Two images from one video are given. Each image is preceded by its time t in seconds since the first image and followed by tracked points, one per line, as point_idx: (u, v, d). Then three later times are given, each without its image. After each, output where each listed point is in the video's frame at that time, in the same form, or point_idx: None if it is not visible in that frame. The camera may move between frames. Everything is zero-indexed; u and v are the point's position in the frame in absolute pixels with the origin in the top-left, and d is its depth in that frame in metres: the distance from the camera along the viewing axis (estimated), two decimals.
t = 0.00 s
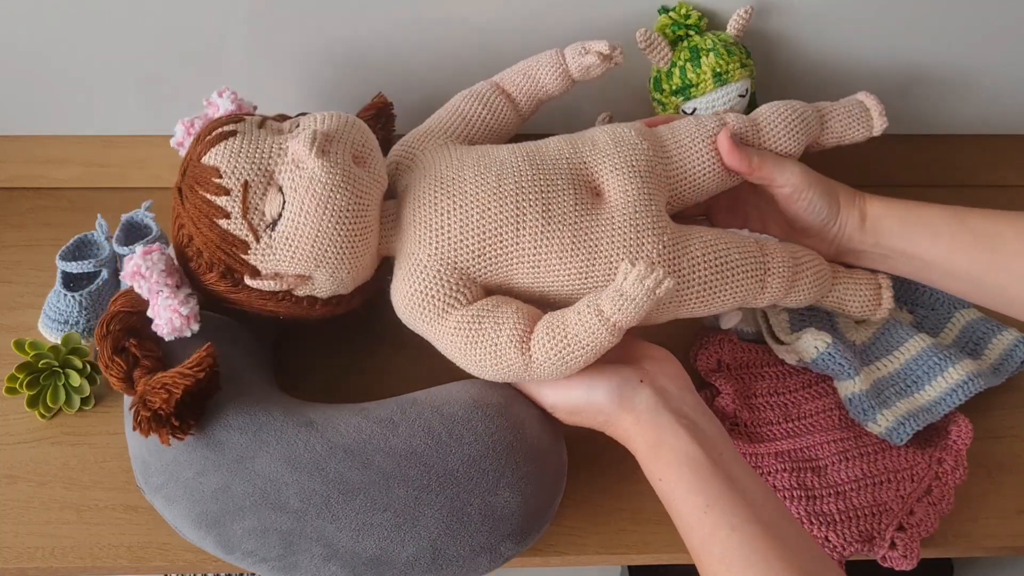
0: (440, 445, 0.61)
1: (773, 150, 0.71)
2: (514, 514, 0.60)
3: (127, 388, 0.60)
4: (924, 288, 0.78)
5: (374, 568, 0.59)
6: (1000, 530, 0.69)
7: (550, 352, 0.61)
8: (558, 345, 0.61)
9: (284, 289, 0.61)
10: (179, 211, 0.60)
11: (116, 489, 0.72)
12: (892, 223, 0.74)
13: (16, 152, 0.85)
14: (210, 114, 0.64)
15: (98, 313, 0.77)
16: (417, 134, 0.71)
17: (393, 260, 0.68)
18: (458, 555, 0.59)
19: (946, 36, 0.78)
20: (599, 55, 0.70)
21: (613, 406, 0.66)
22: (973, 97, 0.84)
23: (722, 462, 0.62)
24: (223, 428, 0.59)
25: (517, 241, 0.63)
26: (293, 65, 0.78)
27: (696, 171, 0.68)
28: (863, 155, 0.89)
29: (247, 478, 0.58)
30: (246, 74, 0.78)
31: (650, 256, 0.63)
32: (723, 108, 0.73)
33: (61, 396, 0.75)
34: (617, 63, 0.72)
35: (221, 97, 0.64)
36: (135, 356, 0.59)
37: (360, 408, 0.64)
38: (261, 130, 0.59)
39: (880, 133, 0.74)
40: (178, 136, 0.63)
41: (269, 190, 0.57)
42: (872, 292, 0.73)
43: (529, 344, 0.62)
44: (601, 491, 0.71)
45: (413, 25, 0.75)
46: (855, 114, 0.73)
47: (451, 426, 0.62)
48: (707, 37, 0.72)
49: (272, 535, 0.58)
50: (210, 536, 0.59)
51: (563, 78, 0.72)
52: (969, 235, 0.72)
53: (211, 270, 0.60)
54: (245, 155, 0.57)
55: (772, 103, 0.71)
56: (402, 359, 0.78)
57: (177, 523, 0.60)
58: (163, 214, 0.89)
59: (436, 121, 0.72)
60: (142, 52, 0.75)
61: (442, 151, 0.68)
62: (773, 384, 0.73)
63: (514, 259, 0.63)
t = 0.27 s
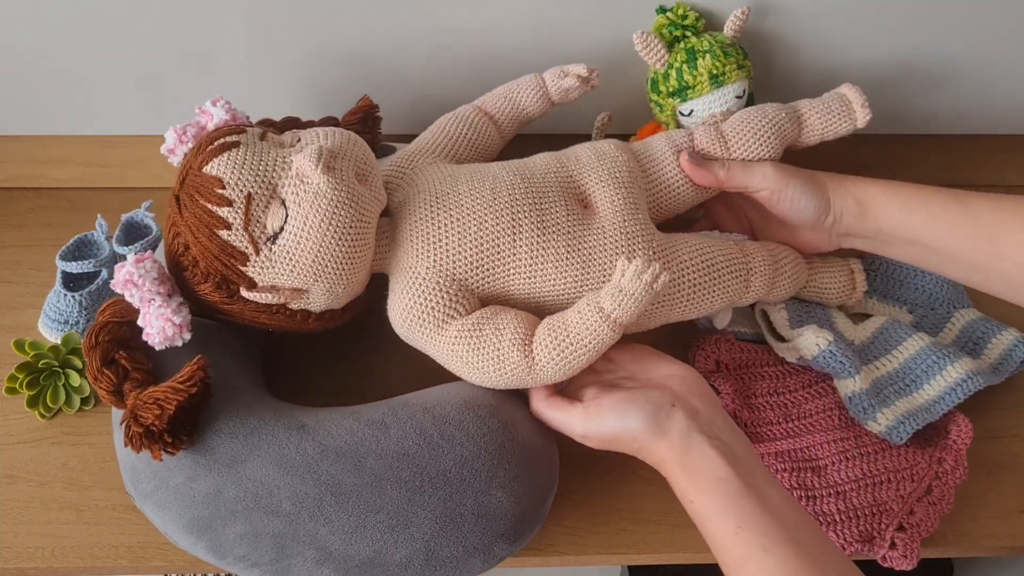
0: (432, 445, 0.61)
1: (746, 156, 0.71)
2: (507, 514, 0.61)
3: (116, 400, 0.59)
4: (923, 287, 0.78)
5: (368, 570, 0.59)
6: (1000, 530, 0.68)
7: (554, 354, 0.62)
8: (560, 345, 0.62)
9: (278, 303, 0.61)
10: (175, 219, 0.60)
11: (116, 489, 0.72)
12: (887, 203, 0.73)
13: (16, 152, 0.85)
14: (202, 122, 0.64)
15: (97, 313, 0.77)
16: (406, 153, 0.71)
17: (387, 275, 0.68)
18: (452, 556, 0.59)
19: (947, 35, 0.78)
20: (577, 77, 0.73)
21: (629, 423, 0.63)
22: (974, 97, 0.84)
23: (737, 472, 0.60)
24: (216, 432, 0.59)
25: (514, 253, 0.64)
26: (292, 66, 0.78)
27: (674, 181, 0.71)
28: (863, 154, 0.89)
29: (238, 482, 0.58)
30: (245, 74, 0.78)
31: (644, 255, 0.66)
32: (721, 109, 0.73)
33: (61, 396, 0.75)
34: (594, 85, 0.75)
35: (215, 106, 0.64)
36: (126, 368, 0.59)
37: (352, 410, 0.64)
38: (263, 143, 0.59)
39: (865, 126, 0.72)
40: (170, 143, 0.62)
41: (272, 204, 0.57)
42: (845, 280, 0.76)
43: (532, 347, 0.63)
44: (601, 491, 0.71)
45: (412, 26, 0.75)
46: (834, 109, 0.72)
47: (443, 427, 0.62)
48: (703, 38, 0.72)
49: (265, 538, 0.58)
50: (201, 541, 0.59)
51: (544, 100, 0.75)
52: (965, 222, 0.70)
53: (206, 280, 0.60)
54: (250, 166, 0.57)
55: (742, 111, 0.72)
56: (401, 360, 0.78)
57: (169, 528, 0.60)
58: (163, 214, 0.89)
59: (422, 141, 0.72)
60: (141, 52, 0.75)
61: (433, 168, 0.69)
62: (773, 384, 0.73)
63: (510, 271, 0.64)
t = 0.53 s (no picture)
0: (436, 437, 0.61)
1: (754, 169, 0.72)
2: (513, 503, 0.61)
3: (116, 402, 0.59)
4: (924, 288, 0.78)
5: (374, 564, 0.58)
6: (1001, 530, 0.69)
7: (554, 356, 0.62)
8: (560, 347, 0.62)
9: (282, 306, 0.61)
10: (176, 226, 0.59)
11: (116, 489, 0.72)
12: (892, 194, 0.70)
13: (16, 152, 0.85)
14: (196, 125, 0.64)
15: (97, 313, 0.77)
16: (406, 150, 0.71)
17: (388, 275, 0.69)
18: (458, 546, 0.59)
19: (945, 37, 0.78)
20: (578, 74, 0.73)
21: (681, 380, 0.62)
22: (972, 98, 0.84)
23: (782, 440, 0.59)
24: (221, 430, 0.59)
25: (513, 257, 0.64)
26: (293, 66, 0.78)
27: (678, 184, 0.70)
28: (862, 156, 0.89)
29: (243, 478, 0.58)
30: (246, 74, 0.78)
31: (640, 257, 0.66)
32: (719, 109, 0.73)
33: (61, 396, 0.75)
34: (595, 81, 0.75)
35: (209, 108, 0.64)
36: (127, 370, 0.58)
37: (353, 405, 0.64)
38: (262, 147, 0.59)
39: (860, 157, 0.75)
40: (164, 146, 0.62)
41: (274, 210, 0.57)
42: (837, 275, 0.77)
43: (531, 349, 0.63)
44: (601, 492, 0.71)
45: (412, 26, 0.75)
46: (835, 136, 0.74)
47: (447, 418, 0.62)
48: (702, 38, 0.72)
49: (269, 533, 0.58)
50: (205, 539, 0.58)
51: (544, 96, 0.75)
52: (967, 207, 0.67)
53: (209, 287, 0.60)
54: (250, 172, 0.57)
55: (754, 124, 0.72)
56: (401, 360, 0.78)
57: (171, 528, 0.60)
58: (163, 214, 0.89)
59: (421, 138, 0.72)
60: (141, 53, 0.75)
61: (433, 167, 0.69)
62: (773, 384, 0.72)
63: (509, 275, 0.65)
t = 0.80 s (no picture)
0: (436, 437, 0.61)
1: (756, 167, 0.72)
2: (513, 502, 0.61)
3: (116, 402, 0.59)
4: (923, 288, 0.78)
5: (374, 563, 0.58)
6: (1001, 530, 0.68)
7: (550, 358, 0.62)
8: (557, 349, 0.62)
9: (282, 309, 0.62)
10: (176, 228, 0.59)
11: (116, 489, 0.72)
12: (891, 200, 0.70)
13: (16, 152, 0.85)
14: (196, 126, 0.64)
15: (97, 313, 0.77)
16: (406, 151, 0.71)
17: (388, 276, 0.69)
18: (458, 546, 0.59)
19: (945, 37, 0.78)
20: (581, 74, 0.73)
21: (672, 362, 0.64)
22: (972, 97, 0.84)
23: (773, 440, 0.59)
24: (221, 429, 0.59)
25: (511, 261, 0.65)
26: (292, 66, 0.78)
27: (678, 185, 0.70)
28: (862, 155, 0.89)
29: (244, 477, 0.58)
30: (246, 74, 0.78)
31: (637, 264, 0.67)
32: (720, 109, 0.73)
33: (61, 396, 0.75)
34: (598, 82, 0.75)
35: (208, 109, 0.64)
36: (128, 370, 0.58)
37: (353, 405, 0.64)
38: (261, 151, 0.59)
39: (861, 150, 0.75)
40: (164, 146, 0.62)
41: (273, 214, 0.57)
42: (842, 272, 0.77)
43: (529, 352, 0.63)
44: (601, 492, 0.71)
45: (412, 27, 0.75)
46: (836, 130, 0.74)
47: (446, 418, 0.62)
48: (702, 38, 0.72)
49: (270, 533, 0.58)
50: (205, 539, 0.58)
51: (546, 96, 0.75)
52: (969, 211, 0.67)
53: (209, 290, 0.60)
54: (250, 176, 0.57)
55: (754, 122, 0.72)
56: (401, 360, 0.79)
57: (171, 528, 0.60)
58: (163, 213, 0.89)
59: (423, 139, 0.72)
60: (141, 53, 0.75)
61: (433, 169, 0.69)
62: (774, 384, 0.73)
63: (507, 279, 0.65)
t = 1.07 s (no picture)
0: (436, 436, 0.61)
1: (755, 164, 0.72)
2: (513, 501, 0.61)
3: (117, 402, 0.59)
4: (923, 288, 0.78)
5: (375, 562, 0.58)
6: (1001, 530, 0.68)
7: (550, 359, 0.62)
8: (557, 350, 0.62)
9: (283, 311, 0.62)
10: (176, 230, 0.59)
11: (116, 489, 0.72)
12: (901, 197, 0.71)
13: (16, 152, 0.85)
14: (195, 126, 0.64)
15: (97, 313, 0.77)
16: (406, 151, 0.71)
17: (388, 277, 0.69)
18: (459, 545, 0.59)
19: (945, 36, 0.78)
20: (583, 74, 0.72)
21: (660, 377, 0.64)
22: (971, 98, 0.84)
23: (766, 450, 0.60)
24: (222, 428, 0.59)
25: (511, 263, 0.65)
26: (292, 66, 0.78)
27: (679, 189, 0.70)
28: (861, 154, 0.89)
29: (245, 476, 0.58)
30: (246, 74, 0.78)
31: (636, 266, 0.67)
32: (712, 108, 0.73)
33: (61, 396, 0.75)
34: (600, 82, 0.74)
35: (207, 109, 0.64)
36: (128, 370, 0.58)
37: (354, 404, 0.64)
38: (261, 153, 0.59)
39: (851, 136, 0.76)
40: (164, 147, 0.62)
41: (274, 217, 0.57)
42: (846, 283, 0.76)
43: (528, 353, 0.63)
44: (600, 492, 0.71)
45: (412, 27, 0.75)
46: (827, 118, 0.74)
47: (447, 418, 0.62)
48: (693, 37, 0.71)
49: (271, 532, 0.58)
50: (205, 538, 0.58)
51: (548, 96, 0.75)
52: (985, 209, 0.67)
53: (210, 292, 0.60)
54: (251, 179, 0.57)
55: (748, 118, 0.73)
56: (401, 360, 0.79)
57: (171, 528, 0.60)
58: (163, 213, 0.89)
59: (423, 139, 0.73)
60: (141, 53, 0.75)
61: (433, 170, 0.69)
62: (773, 384, 0.73)
63: (507, 281, 0.65)
